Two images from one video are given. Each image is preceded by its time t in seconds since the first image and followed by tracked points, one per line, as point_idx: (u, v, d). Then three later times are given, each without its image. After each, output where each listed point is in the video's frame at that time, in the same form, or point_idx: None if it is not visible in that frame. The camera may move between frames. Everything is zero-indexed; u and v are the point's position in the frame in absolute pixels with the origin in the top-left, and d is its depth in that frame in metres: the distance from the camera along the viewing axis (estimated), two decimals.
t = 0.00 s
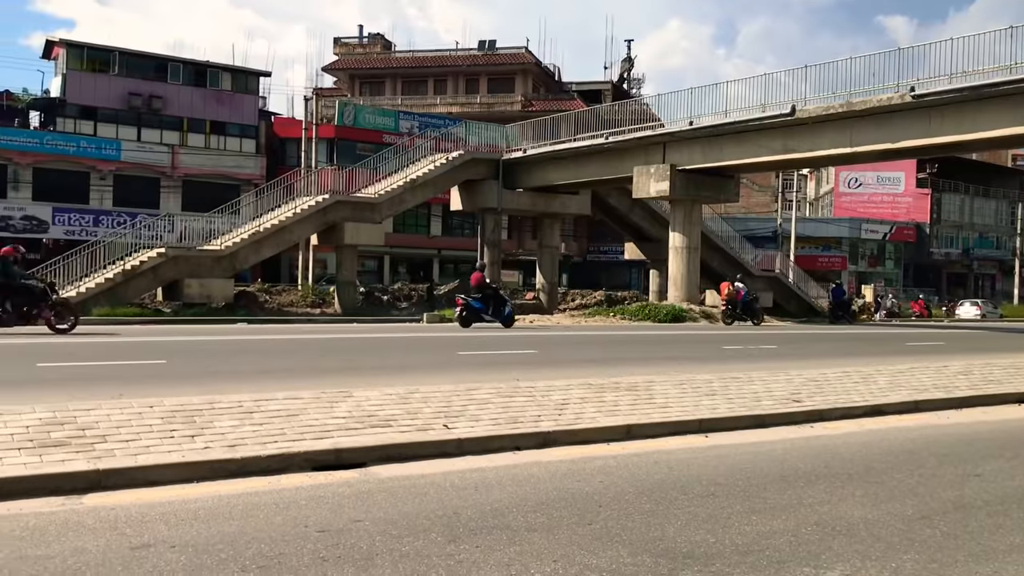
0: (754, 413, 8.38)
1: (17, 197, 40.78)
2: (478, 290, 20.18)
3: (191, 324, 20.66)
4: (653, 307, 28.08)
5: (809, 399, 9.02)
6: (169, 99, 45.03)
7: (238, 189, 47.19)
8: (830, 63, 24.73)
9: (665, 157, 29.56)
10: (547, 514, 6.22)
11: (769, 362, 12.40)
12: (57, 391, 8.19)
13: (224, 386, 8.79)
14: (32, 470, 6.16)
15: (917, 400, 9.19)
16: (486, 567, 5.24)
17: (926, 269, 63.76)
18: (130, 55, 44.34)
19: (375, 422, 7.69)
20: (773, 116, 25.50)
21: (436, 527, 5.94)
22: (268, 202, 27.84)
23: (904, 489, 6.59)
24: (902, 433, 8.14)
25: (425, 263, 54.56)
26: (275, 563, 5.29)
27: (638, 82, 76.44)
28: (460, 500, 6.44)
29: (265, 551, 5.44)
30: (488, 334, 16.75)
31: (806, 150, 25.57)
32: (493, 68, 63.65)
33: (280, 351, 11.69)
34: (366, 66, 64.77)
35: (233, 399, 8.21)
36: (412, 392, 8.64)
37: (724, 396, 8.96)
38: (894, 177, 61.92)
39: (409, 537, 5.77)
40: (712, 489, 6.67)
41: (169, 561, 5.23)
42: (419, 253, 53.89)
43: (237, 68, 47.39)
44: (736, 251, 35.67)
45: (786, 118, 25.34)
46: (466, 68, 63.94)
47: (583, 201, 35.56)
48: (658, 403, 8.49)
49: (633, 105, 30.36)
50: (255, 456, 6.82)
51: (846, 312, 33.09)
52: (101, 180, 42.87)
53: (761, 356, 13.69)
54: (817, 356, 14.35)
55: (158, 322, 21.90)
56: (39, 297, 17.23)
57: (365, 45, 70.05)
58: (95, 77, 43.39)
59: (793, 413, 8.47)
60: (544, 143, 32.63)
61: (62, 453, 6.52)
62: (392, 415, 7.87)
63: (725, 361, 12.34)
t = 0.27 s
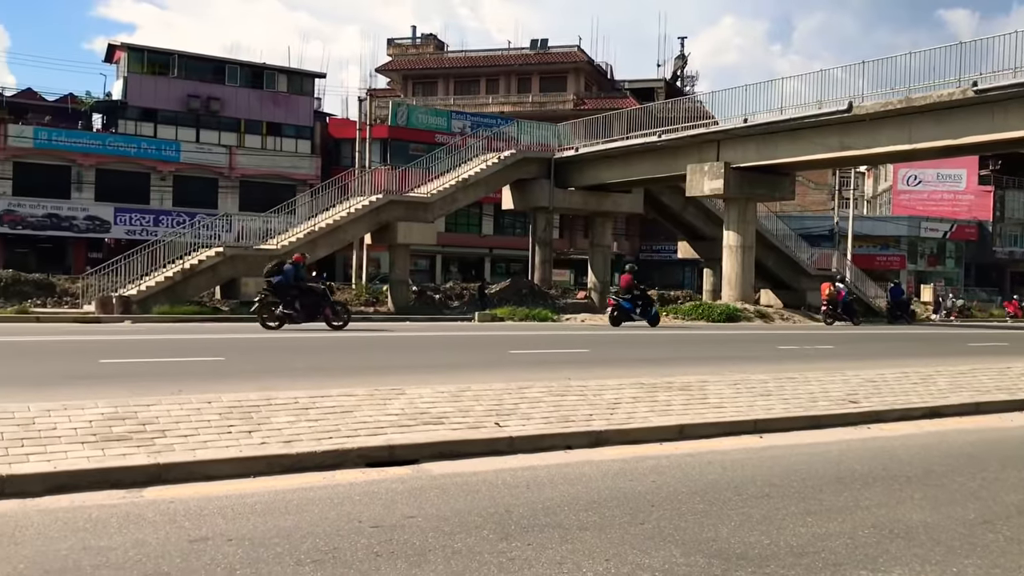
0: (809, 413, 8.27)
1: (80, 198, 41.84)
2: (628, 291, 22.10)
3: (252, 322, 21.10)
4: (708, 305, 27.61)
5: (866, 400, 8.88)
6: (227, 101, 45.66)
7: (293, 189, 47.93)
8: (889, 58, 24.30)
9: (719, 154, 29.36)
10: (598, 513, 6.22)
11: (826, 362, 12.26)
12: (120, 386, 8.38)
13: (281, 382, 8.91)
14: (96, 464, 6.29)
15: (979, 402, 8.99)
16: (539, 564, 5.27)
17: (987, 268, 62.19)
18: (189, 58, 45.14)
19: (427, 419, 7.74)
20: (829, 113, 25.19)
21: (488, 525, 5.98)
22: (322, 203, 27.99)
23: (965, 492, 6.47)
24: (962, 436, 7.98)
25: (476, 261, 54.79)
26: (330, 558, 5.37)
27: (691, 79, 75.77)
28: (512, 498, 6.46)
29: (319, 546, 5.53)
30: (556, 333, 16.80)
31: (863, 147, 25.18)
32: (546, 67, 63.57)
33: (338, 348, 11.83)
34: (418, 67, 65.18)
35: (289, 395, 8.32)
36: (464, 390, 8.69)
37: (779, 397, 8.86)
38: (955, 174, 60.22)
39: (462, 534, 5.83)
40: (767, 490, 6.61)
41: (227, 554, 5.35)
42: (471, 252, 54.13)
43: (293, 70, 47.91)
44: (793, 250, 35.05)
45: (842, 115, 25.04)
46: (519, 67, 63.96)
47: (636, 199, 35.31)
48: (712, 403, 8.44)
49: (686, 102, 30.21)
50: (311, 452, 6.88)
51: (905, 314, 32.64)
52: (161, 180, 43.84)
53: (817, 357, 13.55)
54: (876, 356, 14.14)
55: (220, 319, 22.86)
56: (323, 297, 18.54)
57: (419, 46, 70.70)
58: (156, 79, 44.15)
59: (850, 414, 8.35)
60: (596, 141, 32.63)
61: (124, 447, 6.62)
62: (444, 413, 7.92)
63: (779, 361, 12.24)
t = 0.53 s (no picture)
0: (883, 417, 8.08)
1: (158, 198, 42.95)
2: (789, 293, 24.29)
3: (325, 320, 21.61)
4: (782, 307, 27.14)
5: (942, 404, 8.65)
6: (298, 103, 46.43)
7: (363, 190, 48.20)
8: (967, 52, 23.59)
9: (789, 152, 28.94)
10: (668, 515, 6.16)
11: (903, 364, 11.98)
12: (198, 382, 8.62)
13: (352, 379, 9.06)
14: (172, 457, 6.41)
15: None
16: (607, 565, 5.26)
17: None
18: (262, 61, 46.07)
19: (495, 418, 7.76)
20: (904, 110, 24.61)
21: (556, 524, 5.97)
22: (391, 203, 28.07)
23: None
24: None
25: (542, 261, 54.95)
26: (399, 554, 5.44)
27: (762, 76, 74.57)
28: (579, 498, 6.43)
29: (386, 543, 5.59)
30: (639, 334, 16.81)
31: (941, 145, 24.41)
32: (613, 65, 63.20)
33: (411, 346, 12.02)
34: (486, 67, 65.60)
35: (358, 392, 8.43)
36: (530, 389, 8.72)
37: (851, 399, 8.69)
38: None
39: (529, 533, 5.83)
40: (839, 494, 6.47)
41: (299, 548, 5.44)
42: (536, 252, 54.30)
43: (363, 72, 48.56)
44: (867, 250, 34.25)
45: (918, 112, 24.43)
46: (585, 66, 63.74)
47: (705, 198, 34.96)
48: (782, 404, 8.31)
49: (757, 99, 29.83)
50: (380, 448, 6.94)
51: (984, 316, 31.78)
52: (236, 181, 44.64)
53: (894, 359, 13.26)
54: (959, 358, 13.76)
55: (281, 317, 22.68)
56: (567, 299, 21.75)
57: (486, 47, 71.66)
58: (230, 82, 45.15)
59: (926, 418, 8.14)
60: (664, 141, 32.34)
61: (200, 441, 6.75)
62: (511, 412, 7.95)
63: (854, 363, 12.02)
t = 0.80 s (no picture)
0: (973, 422, 7.81)
1: (241, 199, 44.02)
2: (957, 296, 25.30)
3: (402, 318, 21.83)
4: (862, 308, 26.75)
5: None
6: (377, 105, 47.06)
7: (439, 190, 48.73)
8: None
9: (873, 149, 27.52)
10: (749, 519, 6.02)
11: (999, 369, 11.53)
12: (281, 379, 8.80)
13: (430, 378, 9.13)
14: (257, 452, 6.52)
15: None
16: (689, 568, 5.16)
17: None
18: (342, 64, 46.85)
19: (571, 418, 7.73)
20: (996, 104, 23.11)
21: (634, 526, 5.89)
22: (467, 202, 28.43)
23: None
24: None
25: (617, 260, 54.72)
26: (477, 551, 5.43)
27: (844, 71, 72.55)
28: (657, 501, 6.34)
29: (462, 540, 5.59)
30: (737, 335, 16.56)
31: None
32: (691, 62, 62.43)
33: (492, 346, 12.08)
34: (562, 66, 65.56)
35: (435, 390, 8.49)
36: (607, 390, 8.67)
37: (940, 404, 8.42)
38: None
39: (607, 534, 5.77)
40: (928, 502, 6.24)
41: (378, 544, 5.48)
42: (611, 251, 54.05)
43: (440, 73, 48.96)
44: (953, 249, 33.81)
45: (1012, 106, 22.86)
46: (662, 63, 63.15)
47: (785, 196, 34.15)
48: (866, 408, 8.10)
49: (840, 95, 28.51)
50: (457, 446, 6.95)
51: None
52: (316, 183, 45.64)
53: (991, 363, 12.76)
54: None
55: (356, 317, 22.52)
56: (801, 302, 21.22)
57: (562, 46, 71.82)
58: (311, 85, 45.91)
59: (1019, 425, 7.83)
60: (744, 138, 31.53)
61: (283, 437, 6.85)
62: (588, 412, 7.89)
63: (946, 367, 11.61)
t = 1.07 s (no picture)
0: None
1: (321, 202, 44.30)
2: None
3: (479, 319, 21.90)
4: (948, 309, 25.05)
5: None
6: (451, 107, 46.92)
7: (513, 192, 48.33)
8: None
9: (961, 146, 26.10)
10: (835, 525, 5.86)
11: None
12: (363, 379, 8.93)
13: (508, 379, 9.16)
14: (339, 450, 6.60)
15: None
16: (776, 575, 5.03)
17: None
18: (418, 68, 46.83)
19: (650, 420, 7.64)
20: None
21: (716, 530, 5.79)
22: (540, 203, 28.42)
23: None
24: None
25: (693, 261, 53.96)
26: (558, 553, 5.39)
27: (929, 66, 70.18)
28: (739, 504, 6.22)
29: (542, 540, 5.56)
30: (834, 337, 16.24)
31: None
32: (769, 59, 61.00)
33: (574, 347, 12.09)
34: (637, 65, 65.21)
35: (513, 391, 8.49)
36: (686, 392, 8.57)
37: None
38: None
39: (690, 538, 5.67)
40: None
41: (459, 543, 5.49)
42: (687, 251, 53.35)
43: (514, 74, 48.54)
44: None
45: None
46: (739, 61, 61.92)
47: (868, 194, 33.07)
48: (957, 414, 7.85)
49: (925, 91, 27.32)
50: (536, 447, 6.93)
51: None
52: (392, 185, 45.72)
53: None
54: None
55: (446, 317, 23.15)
56: None
57: (637, 45, 71.38)
58: (387, 89, 45.95)
59: None
60: (823, 135, 30.52)
61: (364, 435, 6.93)
62: (667, 415, 7.80)
63: None
